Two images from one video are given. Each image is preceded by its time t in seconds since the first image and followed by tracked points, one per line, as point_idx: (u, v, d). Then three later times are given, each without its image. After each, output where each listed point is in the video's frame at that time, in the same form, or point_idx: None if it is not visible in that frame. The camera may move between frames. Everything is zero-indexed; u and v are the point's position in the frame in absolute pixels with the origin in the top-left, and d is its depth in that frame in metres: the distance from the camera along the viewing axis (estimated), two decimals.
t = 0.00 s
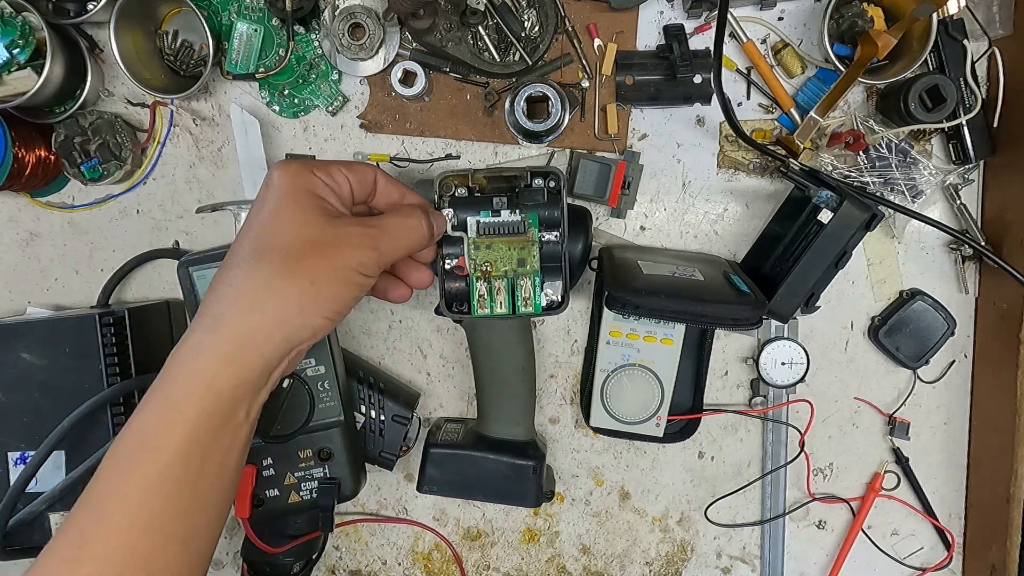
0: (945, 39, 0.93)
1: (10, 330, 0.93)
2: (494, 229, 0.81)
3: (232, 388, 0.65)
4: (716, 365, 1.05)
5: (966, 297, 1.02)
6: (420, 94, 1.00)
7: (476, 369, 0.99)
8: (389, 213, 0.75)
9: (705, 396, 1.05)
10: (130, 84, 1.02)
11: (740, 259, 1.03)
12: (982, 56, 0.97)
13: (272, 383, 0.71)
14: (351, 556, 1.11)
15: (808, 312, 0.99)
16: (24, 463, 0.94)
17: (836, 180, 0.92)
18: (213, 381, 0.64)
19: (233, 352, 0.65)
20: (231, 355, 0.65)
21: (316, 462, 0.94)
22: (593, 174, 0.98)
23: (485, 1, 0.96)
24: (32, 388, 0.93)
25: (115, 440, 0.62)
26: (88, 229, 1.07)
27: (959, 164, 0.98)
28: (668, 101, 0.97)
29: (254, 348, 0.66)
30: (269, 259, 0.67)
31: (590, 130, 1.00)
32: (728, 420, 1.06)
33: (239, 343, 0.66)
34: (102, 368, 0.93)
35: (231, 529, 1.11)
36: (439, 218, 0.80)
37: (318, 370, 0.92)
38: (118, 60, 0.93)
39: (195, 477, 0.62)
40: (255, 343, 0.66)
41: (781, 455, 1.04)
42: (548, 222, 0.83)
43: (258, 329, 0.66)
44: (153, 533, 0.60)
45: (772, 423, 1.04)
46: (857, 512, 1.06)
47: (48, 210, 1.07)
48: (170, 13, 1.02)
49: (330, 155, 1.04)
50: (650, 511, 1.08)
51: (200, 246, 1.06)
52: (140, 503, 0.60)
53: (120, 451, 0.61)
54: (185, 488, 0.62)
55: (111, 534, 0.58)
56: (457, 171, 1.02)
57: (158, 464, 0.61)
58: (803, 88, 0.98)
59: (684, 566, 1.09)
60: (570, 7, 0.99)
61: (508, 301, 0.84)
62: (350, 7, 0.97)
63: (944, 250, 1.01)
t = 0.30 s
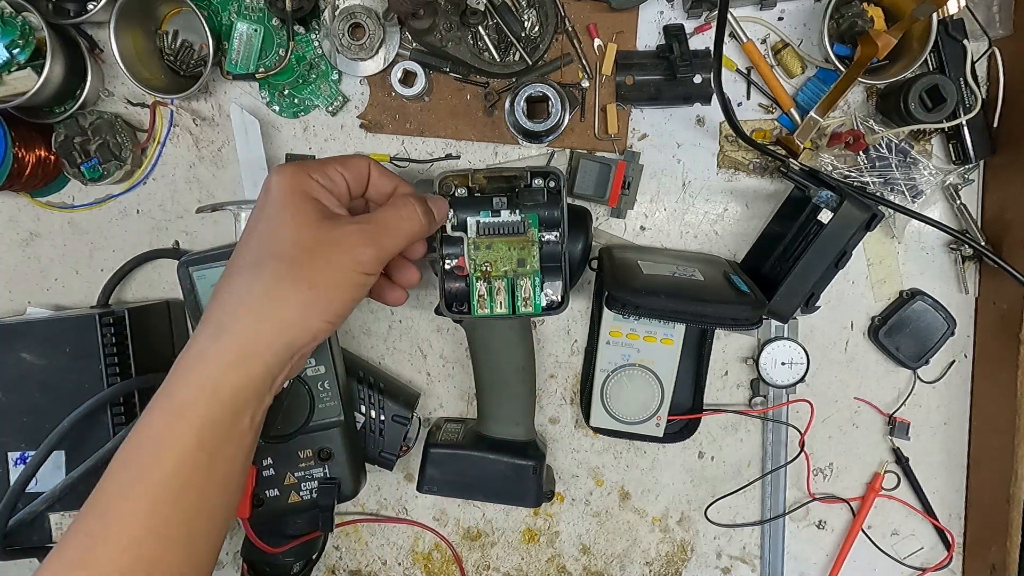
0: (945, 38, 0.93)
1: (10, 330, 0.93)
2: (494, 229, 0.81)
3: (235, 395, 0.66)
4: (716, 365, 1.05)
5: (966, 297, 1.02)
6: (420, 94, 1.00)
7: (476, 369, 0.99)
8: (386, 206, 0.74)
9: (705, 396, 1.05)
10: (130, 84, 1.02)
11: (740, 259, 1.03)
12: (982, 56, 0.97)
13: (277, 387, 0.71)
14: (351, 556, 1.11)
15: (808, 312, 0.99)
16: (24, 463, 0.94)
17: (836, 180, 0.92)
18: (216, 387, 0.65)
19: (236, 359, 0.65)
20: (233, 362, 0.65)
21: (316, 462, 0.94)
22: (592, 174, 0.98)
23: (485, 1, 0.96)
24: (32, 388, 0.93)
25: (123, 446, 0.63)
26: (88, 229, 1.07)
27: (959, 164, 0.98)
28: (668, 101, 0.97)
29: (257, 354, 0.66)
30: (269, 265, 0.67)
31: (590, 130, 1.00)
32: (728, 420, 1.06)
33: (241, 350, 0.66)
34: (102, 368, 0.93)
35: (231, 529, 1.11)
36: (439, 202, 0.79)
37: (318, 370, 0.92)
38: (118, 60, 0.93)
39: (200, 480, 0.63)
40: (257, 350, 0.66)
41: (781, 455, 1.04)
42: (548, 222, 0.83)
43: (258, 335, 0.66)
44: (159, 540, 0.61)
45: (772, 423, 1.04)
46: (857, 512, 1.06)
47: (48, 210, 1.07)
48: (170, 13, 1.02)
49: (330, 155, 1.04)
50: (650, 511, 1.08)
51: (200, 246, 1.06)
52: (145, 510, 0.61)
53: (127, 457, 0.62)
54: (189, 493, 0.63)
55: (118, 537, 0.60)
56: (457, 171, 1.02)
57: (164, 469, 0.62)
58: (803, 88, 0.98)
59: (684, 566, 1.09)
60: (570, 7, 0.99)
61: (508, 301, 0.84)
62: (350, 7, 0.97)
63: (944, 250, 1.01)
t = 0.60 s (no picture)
0: (945, 38, 0.93)
1: (10, 330, 0.93)
2: (494, 229, 0.81)
3: (311, 504, 0.57)
4: (715, 365, 1.05)
5: (966, 297, 1.02)
6: (420, 94, 1.00)
7: (476, 369, 0.99)
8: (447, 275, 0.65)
9: (705, 396, 1.05)
10: (130, 84, 1.02)
11: (740, 259, 1.03)
12: (982, 56, 0.97)
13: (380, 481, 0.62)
14: (351, 556, 1.11)
15: (808, 312, 0.99)
16: (25, 462, 0.94)
17: (836, 180, 0.92)
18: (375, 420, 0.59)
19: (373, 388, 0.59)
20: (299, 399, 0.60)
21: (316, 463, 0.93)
22: (592, 174, 0.98)
23: (485, 2, 0.96)
24: (32, 388, 0.93)
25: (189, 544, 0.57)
26: (88, 229, 1.07)
27: (960, 164, 0.98)
28: (668, 101, 0.97)
29: (326, 385, 0.60)
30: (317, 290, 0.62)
31: (590, 130, 1.00)
32: (728, 420, 1.06)
33: (382, 379, 0.59)
34: (102, 368, 0.93)
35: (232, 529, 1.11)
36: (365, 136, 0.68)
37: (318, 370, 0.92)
38: (118, 60, 0.93)
39: None
40: (331, 379, 0.60)
41: (780, 455, 1.05)
42: (548, 222, 0.83)
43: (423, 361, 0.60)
44: None
45: (772, 423, 1.04)
46: (857, 512, 1.06)
47: (48, 210, 1.07)
48: (170, 13, 1.02)
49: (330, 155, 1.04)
50: (650, 511, 1.08)
51: (200, 246, 1.06)
52: None
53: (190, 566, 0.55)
54: None
55: None
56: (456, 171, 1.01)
57: None
58: (803, 87, 0.98)
59: (684, 566, 1.09)
60: (570, 7, 0.99)
61: (508, 302, 0.84)
62: (350, 7, 0.97)
63: (944, 250, 1.01)
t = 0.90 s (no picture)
0: (945, 38, 0.93)
1: (10, 330, 0.92)
2: (494, 229, 0.81)
3: None
4: (715, 365, 1.05)
5: (966, 297, 1.02)
6: (420, 94, 1.00)
7: (475, 368, 0.99)
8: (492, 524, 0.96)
9: (705, 396, 1.05)
10: (130, 84, 1.02)
11: (740, 259, 1.03)
12: (982, 56, 0.97)
13: None
14: (351, 556, 1.11)
15: (808, 312, 0.99)
16: (25, 463, 0.94)
17: (837, 180, 0.93)
18: None
19: (473, 544, 0.93)
20: None
21: (316, 462, 0.94)
22: (593, 174, 0.98)
23: (485, 2, 0.96)
24: (32, 388, 0.93)
25: None
26: (88, 228, 1.07)
27: (960, 164, 0.98)
28: (668, 101, 0.97)
29: (455, 516, 0.94)
30: (404, 544, 0.93)
31: (590, 130, 1.00)
32: (728, 420, 1.06)
33: (486, 522, 0.95)
34: (102, 368, 0.93)
35: (232, 529, 1.11)
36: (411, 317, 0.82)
37: (318, 370, 0.92)
38: (118, 60, 0.93)
39: None
40: (459, 513, 0.94)
41: (780, 455, 1.05)
42: (548, 223, 0.83)
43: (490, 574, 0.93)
44: None
45: (772, 423, 1.04)
46: (857, 512, 1.06)
47: (48, 210, 1.07)
48: (170, 13, 1.02)
49: (330, 155, 1.04)
50: (650, 511, 1.08)
51: (200, 246, 1.06)
52: None
53: None
54: None
55: None
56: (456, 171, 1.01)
57: None
58: (803, 88, 0.98)
59: (684, 566, 1.09)
60: (570, 7, 0.99)
61: (508, 302, 0.84)
62: (350, 7, 0.97)
63: (944, 250, 1.01)
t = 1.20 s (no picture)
0: (945, 38, 0.93)
1: (9, 330, 0.92)
2: (494, 229, 0.81)
3: None
4: (715, 365, 1.05)
5: (966, 297, 1.02)
6: (420, 94, 1.00)
7: (475, 368, 0.99)
8: None
9: (705, 396, 1.05)
10: (130, 84, 1.02)
11: (740, 259, 1.03)
12: (982, 56, 0.97)
13: None
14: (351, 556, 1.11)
15: (808, 312, 0.99)
16: (25, 463, 0.94)
17: (837, 180, 0.93)
18: None
19: None
20: None
21: (316, 463, 0.94)
22: (593, 174, 0.98)
23: (485, 2, 0.96)
24: (32, 388, 0.93)
25: None
26: (87, 228, 1.07)
27: (960, 164, 0.98)
28: (668, 101, 0.97)
29: None
30: None
31: (590, 130, 1.00)
32: (728, 420, 1.06)
33: None
34: (102, 368, 0.93)
35: (232, 529, 1.11)
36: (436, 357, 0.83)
37: (317, 370, 0.92)
38: (118, 60, 0.93)
39: None
40: None
41: (781, 455, 1.05)
42: (549, 223, 0.83)
43: None
44: None
45: (772, 423, 1.04)
46: (857, 512, 1.06)
47: (48, 210, 1.07)
48: (170, 13, 1.02)
49: (330, 155, 1.04)
50: (650, 511, 1.08)
51: (200, 246, 1.06)
52: None
53: None
54: None
55: None
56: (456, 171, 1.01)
57: None
58: (803, 88, 0.98)
59: (684, 566, 1.09)
60: (570, 7, 0.99)
61: (508, 302, 0.84)
62: (350, 7, 0.97)
63: (944, 250, 1.01)
